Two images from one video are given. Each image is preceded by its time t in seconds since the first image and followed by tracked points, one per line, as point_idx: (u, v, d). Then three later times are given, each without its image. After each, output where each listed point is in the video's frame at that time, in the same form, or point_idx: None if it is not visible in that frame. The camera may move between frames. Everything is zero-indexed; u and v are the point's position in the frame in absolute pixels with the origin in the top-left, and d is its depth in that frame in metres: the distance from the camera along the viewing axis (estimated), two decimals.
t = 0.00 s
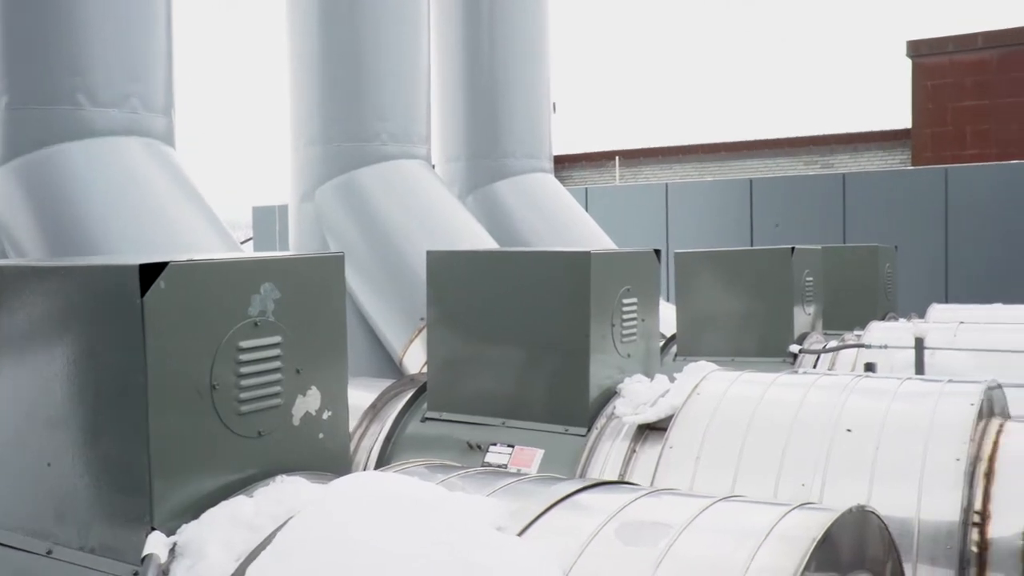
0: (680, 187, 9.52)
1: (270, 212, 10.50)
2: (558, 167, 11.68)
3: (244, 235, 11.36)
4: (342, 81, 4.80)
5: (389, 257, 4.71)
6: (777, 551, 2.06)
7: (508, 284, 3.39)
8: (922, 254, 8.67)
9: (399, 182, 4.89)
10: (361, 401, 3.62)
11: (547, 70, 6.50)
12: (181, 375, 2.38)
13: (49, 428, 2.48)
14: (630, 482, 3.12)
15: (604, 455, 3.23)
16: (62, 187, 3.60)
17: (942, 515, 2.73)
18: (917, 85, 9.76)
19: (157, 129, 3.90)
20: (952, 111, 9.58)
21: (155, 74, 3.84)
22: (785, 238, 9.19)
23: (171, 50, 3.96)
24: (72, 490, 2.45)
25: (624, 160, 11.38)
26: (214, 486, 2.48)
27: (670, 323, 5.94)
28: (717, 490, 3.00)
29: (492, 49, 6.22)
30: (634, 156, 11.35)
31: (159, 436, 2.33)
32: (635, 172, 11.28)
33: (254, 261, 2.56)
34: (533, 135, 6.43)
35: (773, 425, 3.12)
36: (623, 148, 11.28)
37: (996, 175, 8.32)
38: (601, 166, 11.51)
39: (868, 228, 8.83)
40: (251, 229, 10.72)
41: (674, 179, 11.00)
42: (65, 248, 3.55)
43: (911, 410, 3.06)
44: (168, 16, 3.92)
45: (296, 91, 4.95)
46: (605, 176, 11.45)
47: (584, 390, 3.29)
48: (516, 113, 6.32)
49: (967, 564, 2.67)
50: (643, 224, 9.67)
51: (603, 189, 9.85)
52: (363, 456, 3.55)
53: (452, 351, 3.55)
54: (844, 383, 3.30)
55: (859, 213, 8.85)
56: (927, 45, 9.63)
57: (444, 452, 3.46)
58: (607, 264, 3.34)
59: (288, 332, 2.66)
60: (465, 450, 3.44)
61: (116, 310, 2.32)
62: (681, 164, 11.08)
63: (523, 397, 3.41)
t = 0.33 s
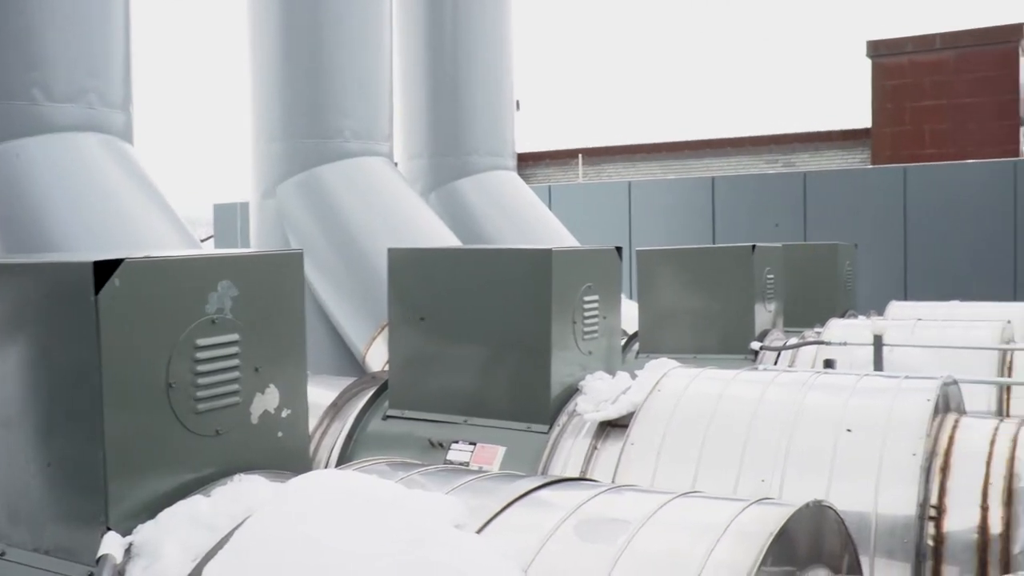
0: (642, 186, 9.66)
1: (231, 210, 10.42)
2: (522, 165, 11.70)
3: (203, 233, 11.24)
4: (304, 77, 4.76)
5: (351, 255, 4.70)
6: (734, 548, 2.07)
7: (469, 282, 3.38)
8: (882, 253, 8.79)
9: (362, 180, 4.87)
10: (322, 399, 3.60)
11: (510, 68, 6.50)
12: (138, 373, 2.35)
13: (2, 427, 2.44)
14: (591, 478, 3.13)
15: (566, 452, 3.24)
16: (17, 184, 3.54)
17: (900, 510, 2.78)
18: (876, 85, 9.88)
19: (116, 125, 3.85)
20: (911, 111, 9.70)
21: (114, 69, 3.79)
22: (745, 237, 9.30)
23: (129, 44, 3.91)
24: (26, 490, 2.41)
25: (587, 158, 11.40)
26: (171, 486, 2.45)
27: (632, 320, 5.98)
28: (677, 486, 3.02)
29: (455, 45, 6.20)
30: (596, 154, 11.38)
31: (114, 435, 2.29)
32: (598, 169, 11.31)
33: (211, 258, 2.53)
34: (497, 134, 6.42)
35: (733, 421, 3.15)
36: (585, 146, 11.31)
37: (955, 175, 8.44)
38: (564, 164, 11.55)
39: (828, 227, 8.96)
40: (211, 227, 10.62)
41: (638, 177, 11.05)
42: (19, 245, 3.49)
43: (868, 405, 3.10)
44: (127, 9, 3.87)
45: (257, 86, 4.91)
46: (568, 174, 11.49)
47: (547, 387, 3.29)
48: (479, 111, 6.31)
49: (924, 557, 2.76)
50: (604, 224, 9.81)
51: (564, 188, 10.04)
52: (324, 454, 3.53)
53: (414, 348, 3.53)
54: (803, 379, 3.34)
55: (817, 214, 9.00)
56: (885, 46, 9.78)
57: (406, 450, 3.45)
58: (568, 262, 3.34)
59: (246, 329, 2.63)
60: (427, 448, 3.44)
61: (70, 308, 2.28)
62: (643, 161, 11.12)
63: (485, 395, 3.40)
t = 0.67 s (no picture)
0: (605, 182, 9.72)
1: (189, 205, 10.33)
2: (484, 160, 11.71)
3: (161, 229, 11.13)
4: (264, 72, 4.72)
5: (311, 251, 4.68)
6: (688, 544, 2.07)
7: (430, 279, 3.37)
8: (841, 249, 8.91)
9: (322, 175, 4.84)
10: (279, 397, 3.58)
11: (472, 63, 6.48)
12: (90, 371, 2.31)
13: None
14: (549, 475, 3.15)
15: (525, 448, 3.24)
16: None
17: (855, 505, 2.82)
18: (836, 84, 9.97)
19: (71, 120, 3.78)
20: (869, 110, 9.80)
21: (69, 62, 3.74)
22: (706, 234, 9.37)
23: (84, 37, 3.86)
24: None
25: (548, 153, 11.42)
26: (124, 485, 2.41)
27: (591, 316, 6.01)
28: (635, 482, 3.04)
29: (417, 41, 6.17)
30: (558, 150, 11.42)
31: (66, 434, 2.26)
32: (560, 166, 11.35)
33: (164, 254, 2.50)
34: (459, 130, 6.41)
35: (691, 417, 3.17)
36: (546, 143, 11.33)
37: (912, 173, 8.56)
38: (526, 160, 11.57)
39: (786, 224, 9.05)
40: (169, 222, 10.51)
41: (600, 173, 11.10)
42: None
43: (824, 400, 3.14)
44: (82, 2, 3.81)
45: (216, 81, 4.86)
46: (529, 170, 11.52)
47: (506, 384, 3.29)
48: (441, 107, 6.29)
49: (877, 550, 2.80)
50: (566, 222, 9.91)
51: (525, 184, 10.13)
52: (281, 452, 3.51)
53: (373, 345, 3.52)
54: (759, 375, 3.37)
55: (776, 211, 9.09)
56: (844, 45, 9.87)
57: (365, 447, 3.44)
58: (527, 258, 3.34)
59: (200, 326, 2.60)
60: (386, 445, 3.43)
61: (20, 305, 2.24)
62: (605, 157, 11.17)
63: (445, 392, 3.40)
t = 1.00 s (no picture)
0: (568, 180, 9.75)
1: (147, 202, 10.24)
2: (447, 158, 11.72)
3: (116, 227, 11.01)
4: (224, 66, 4.68)
5: (271, 247, 4.64)
6: (641, 541, 2.08)
7: (391, 276, 3.36)
8: (801, 248, 8.99)
9: (284, 171, 4.81)
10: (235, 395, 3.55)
11: (435, 60, 6.46)
12: (40, 366, 2.28)
13: None
14: (507, 473, 3.16)
15: (484, 445, 3.25)
16: None
17: (809, 501, 2.84)
18: (797, 85, 10.07)
19: (26, 112, 3.73)
20: (830, 111, 9.89)
21: (24, 54, 3.73)
22: (668, 232, 9.42)
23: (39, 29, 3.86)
24: None
25: (511, 152, 11.44)
26: (75, 483, 2.38)
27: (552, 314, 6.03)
28: (593, 480, 3.06)
29: (379, 37, 6.14)
30: (520, 148, 11.44)
31: (14, 432, 2.22)
32: (523, 164, 11.36)
33: (117, 250, 2.47)
34: (421, 127, 6.41)
35: (648, 414, 3.18)
36: (509, 141, 11.36)
37: (871, 174, 8.67)
38: (489, 158, 11.58)
39: (746, 222, 9.13)
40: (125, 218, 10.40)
41: (562, 171, 11.14)
42: None
43: (780, 398, 3.17)
44: None
45: (175, 76, 4.81)
46: (492, 168, 11.53)
47: (466, 382, 3.29)
48: (404, 105, 6.27)
49: (831, 546, 2.81)
50: (529, 220, 9.94)
51: (489, 183, 10.14)
52: (238, 450, 3.49)
53: (332, 343, 3.50)
54: (716, 373, 3.40)
55: (738, 210, 9.16)
56: (806, 46, 9.97)
57: (323, 445, 3.43)
58: (487, 256, 3.34)
59: (154, 323, 2.58)
60: (344, 443, 3.41)
61: None
62: (569, 156, 11.19)
63: (404, 390, 3.39)
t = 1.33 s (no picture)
0: (533, 181, 9.78)
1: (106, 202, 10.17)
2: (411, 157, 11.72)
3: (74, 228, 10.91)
4: (183, 64, 4.62)
5: (232, 247, 4.61)
6: (599, 540, 2.09)
7: (352, 276, 3.35)
8: (764, 247, 9.05)
9: (247, 171, 4.78)
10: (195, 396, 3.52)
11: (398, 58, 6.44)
12: None
13: None
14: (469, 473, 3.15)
15: (445, 446, 3.24)
16: None
17: (767, 499, 2.87)
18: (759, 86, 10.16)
19: None
20: (791, 112, 9.99)
21: None
22: (631, 232, 9.46)
23: None
24: None
25: (475, 152, 11.47)
26: (28, 487, 2.34)
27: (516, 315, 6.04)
28: (554, 479, 3.06)
29: (342, 36, 6.10)
30: (485, 148, 11.47)
31: None
32: (488, 164, 11.39)
33: (71, 249, 2.43)
34: (384, 125, 6.39)
35: (609, 414, 3.20)
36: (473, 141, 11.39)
37: (832, 175, 8.77)
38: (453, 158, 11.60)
39: (710, 221, 9.19)
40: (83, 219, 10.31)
41: (526, 171, 11.17)
42: None
43: (740, 397, 3.20)
44: None
45: (134, 74, 4.77)
46: (456, 168, 11.55)
47: (428, 381, 3.29)
48: (367, 104, 6.25)
49: (790, 544, 2.82)
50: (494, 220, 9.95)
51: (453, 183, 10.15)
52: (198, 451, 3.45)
53: (293, 344, 3.48)
54: (676, 372, 3.43)
55: (702, 210, 9.21)
56: (768, 48, 10.06)
57: (284, 446, 3.40)
58: (448, 255, 3.34)
59: (109, 323, 2.54)
60: (305, 443, 3.39)
61: None
62: (533, 156, 11.23)
63: (366, 390, 3.37)
